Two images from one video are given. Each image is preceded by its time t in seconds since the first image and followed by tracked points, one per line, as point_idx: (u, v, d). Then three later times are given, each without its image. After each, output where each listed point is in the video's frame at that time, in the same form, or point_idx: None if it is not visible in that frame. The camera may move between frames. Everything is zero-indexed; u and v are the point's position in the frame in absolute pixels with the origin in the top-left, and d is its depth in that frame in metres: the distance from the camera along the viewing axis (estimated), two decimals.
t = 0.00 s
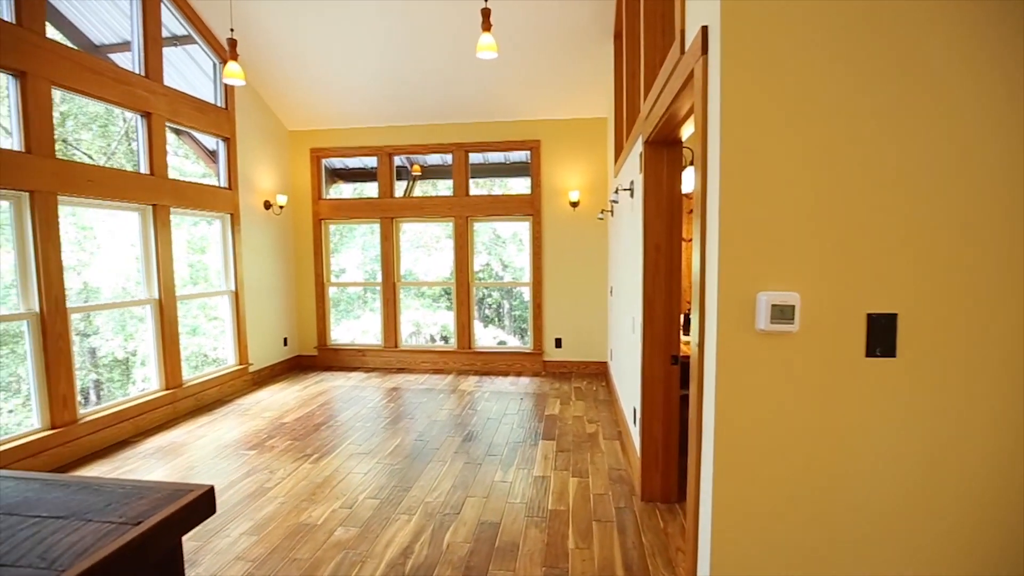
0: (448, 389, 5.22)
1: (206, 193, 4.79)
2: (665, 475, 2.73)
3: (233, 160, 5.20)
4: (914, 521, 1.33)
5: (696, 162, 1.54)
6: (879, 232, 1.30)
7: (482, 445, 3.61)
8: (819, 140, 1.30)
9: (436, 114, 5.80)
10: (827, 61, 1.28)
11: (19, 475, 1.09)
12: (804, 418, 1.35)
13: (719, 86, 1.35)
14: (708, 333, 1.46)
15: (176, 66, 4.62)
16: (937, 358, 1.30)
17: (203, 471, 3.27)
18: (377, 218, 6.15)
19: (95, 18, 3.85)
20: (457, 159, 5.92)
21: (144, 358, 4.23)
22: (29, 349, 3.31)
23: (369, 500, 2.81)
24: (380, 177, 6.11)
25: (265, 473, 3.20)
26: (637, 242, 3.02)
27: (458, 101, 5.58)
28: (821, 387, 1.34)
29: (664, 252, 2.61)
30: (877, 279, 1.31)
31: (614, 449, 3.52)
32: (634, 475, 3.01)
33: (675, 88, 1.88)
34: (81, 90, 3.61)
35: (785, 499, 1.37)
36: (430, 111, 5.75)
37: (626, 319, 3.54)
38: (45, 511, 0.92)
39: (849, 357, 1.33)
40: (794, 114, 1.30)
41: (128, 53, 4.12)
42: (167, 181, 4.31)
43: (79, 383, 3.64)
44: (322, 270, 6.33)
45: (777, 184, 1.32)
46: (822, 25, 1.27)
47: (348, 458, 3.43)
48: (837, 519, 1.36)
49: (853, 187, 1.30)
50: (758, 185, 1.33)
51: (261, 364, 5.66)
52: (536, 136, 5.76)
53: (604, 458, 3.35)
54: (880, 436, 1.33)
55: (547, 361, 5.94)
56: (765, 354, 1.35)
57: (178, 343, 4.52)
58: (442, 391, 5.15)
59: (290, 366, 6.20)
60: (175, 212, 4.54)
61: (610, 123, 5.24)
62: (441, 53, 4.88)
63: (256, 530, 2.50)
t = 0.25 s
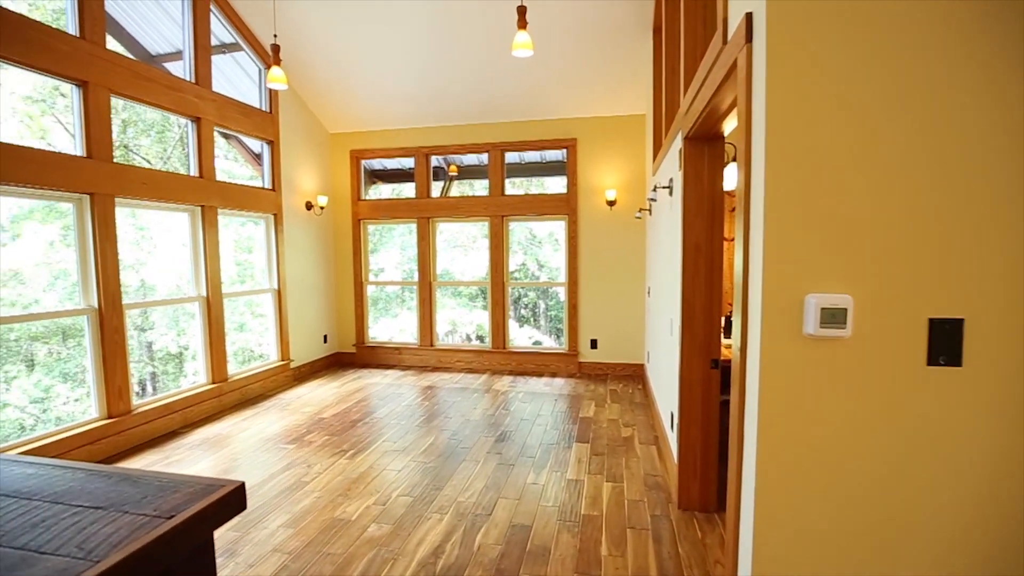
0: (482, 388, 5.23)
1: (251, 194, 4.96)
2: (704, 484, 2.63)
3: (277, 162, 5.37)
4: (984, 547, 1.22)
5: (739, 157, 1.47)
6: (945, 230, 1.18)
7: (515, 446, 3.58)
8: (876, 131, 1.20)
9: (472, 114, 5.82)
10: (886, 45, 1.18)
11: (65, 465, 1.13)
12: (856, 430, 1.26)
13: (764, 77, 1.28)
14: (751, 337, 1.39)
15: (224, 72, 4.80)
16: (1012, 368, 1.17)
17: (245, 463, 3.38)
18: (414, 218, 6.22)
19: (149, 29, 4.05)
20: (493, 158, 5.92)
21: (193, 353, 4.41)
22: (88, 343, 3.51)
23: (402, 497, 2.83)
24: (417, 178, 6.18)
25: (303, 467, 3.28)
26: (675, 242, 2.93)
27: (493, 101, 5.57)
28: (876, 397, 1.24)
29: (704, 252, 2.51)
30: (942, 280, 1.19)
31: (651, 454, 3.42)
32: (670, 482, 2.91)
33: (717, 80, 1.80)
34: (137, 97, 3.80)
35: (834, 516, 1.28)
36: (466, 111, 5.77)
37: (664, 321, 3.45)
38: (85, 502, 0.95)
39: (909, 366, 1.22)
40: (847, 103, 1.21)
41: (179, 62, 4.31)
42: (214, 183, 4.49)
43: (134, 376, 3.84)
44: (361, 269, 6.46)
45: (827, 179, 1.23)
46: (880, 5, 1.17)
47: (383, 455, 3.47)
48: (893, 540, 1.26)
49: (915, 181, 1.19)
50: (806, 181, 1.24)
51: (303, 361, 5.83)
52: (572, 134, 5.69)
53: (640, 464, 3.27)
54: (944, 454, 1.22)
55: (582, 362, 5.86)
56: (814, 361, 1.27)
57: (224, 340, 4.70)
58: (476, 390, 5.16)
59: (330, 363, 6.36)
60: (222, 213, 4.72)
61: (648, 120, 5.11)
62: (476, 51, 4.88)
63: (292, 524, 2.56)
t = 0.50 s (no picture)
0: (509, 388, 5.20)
1: (284, 195, 5.06)
2: (738, 492, 2.53)
3: (309, 163, 5.46)
4: None
5: (779, 151, 1.39)
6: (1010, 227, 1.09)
7: (541, 448, 3.54)
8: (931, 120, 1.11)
9: (500, 113, 5.80)
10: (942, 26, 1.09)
11: (97, 459, 1.15)
12: (907, 443, 1.17)
13: (806, 64, 1.20)
14: (790, 341, 1.31)
15: (258, 76, 4.92)
16: None
17: (276, 459, 3.44)
18: (442, 218, 6.25)
19: (188, 34, 4.17)
20: (521, 158, 5.89)
21: (228, 350, 4.53)
22: (130, 339, 3.64)
23: (428, 497, 2.83)
24: (446, 178, 6.20)
25: (331, 463, 3.32)
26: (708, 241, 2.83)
27: (521, 100, 5.53)
28: (930, 407, 1.15)
29: (739, 251, 2.42)
30: (1005, 282, 1.10)
31: (681, 460, 3.33)
32: (702, 489, 2.82)
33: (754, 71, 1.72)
34: (176, 101, 3.92)
35: (882, 534, 1.20)
36: (494, 110, 5.75)
37: (696, 323, 3.34)
38: (112, 497, 0.96)
39: (967, 374, 1.13)
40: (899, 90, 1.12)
41: (217, 66, 4.42)
42: (249, 184, 4.60)
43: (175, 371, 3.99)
44: (391, 269, 6.53)
45: (876, 172, 1.15)
46: None
47: (409, 454, 3.48)
48: (948, 562, 1.16)
49: (974, 174, 1.10)
50: (852, 174, 1.16)
51: (333, 358, 5.93)
52: (602, 133, 5.60)
53: (670, 469, 3.18)
54: (1007, 471, 1.12)
55: (611, 364, 5.77)
56: (859, 367, 1.18)
57: (258, 337, 4.80)
58: (503, 391, 5.13)
59: (359, 361, 6.45)
60: (256, 214, 4.84)
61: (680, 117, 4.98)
62: (504, 50, 4.86)
63: (320, 520, 2.59)
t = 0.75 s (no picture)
0: (542, 390, 5.13)
1: (321, 196, 5.15)
2: (783, 506, 2.38)
3: (345, 164, 5.54)
4: None
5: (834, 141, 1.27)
6: None
7: (574, 452, 3.46)
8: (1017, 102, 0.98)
9: (534, 111, 5.73)
10: None
11: (129, 458, 1.16)
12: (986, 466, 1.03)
13: (867, 44, 1.09)
14: (848, 348, 1.19)
15: (297, 79, 5.02)
16: None
17: (310, 456, 3.49)
18: (475, 218, 6.23)
19: (231, 40, 4.29)
20: (555, 156, 5.81)
21: (267, 347, 4.63)
22: (173, 335, 3.76)
23: (458, 499, 2.80)
24: (479, 177, 6.18)
25: (364, 462, 3.33)
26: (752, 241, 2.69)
27: (555, 97, 5.45)
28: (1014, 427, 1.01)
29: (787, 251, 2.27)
30: None
31: (721, 469, 3.18)
32: (744, 501, 2.68)
33: (806, 56, 1.60)
34: (218, 105, 4.03)
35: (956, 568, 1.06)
36: (527, 108, 5.69)
37: (738, 325, 3.18)
38: (138, 498, 0.95)
39: None
40: (978, 68, 1.00)
41: (257, 71, 4.54)
42: (287, 185, 4.69)
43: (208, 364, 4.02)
44: (425, 268, 6.56)
45: (951, 159, 1.03)
46: None
47: (440, 454, 3.47)
48: None
49: None
50: (922, 164, 1.04)
51: (368, 357, 6.00)
52: (638, 129, 5.46)
53: (709, 478, 3.04)
54: None
55: (646, 367, 5.61)
56: (929, 380, 1.06)
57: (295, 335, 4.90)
58: (535, 392, 5.07)
59: (394, 360, 6.52)
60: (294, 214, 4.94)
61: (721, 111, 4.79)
62: (538, 47, 4.79)
63: (351, 519, 2.59)
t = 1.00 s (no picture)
0: (565, 393, 5.05)
1: (345, 196, 5.18)
2: (820, 521, 2.26)
3: (370, 164, 5.57)
4: None
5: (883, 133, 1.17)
6: None
7: (598, 458, 3.38)
8: None
9: (557, 110, 5.65)
10: None
11: (145, 461, 1.14)
12: None
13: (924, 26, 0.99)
14: (899, 358, 1.09)
15: (322, 80, 5.06)
16: None
17: (333, 455, 3.49)
18: (499, 218, 6.19)
19: (258, 43, 4.34)
20: (580, 155, 5.72)
21: (292, 346, 4.68)
22: (201, 334, 3.82)
23: (479, 504, 2.75)
24: (502, 177, 6.14)
25: (385, 463, 3.32)
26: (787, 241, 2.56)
27: (579, 95, 5.36)
28: None
29: (825, 252, 2.15)
30: None
31: (752, 478, 3.06)
32: (777, 514, 2.55)
33: (851, 45, 1.50)
34: (245, 107, 4.08)
35: None
36: (551, 106, 5.61)
37: (770, 329, 3.05)
38: (147, 506, 0.93)
39: None
40: None
41: (284, 73, 4.58)
42: (312, 186, 4.73)
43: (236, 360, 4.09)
44: (448, 268, 6.55)
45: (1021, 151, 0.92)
46: None
47: (462, 457, 3.43)
48: None
49: None
50: (987, 157, 0.94)
51: (391, 356, 6.03)
52: (665, 126, 5.32)
53: (740, 488, 2.92)
54: None
55: (672, 370, 5.48)
56: (993, 396, 0.95)
57: (319, 334, 4.93)
58: (558, 395, 5.00)
59: (416, 359, 6.53)
60: (319, 214, 4.97)
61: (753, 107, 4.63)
62: (561, 44, 4.71)
63: (371, 522, 2.57)
